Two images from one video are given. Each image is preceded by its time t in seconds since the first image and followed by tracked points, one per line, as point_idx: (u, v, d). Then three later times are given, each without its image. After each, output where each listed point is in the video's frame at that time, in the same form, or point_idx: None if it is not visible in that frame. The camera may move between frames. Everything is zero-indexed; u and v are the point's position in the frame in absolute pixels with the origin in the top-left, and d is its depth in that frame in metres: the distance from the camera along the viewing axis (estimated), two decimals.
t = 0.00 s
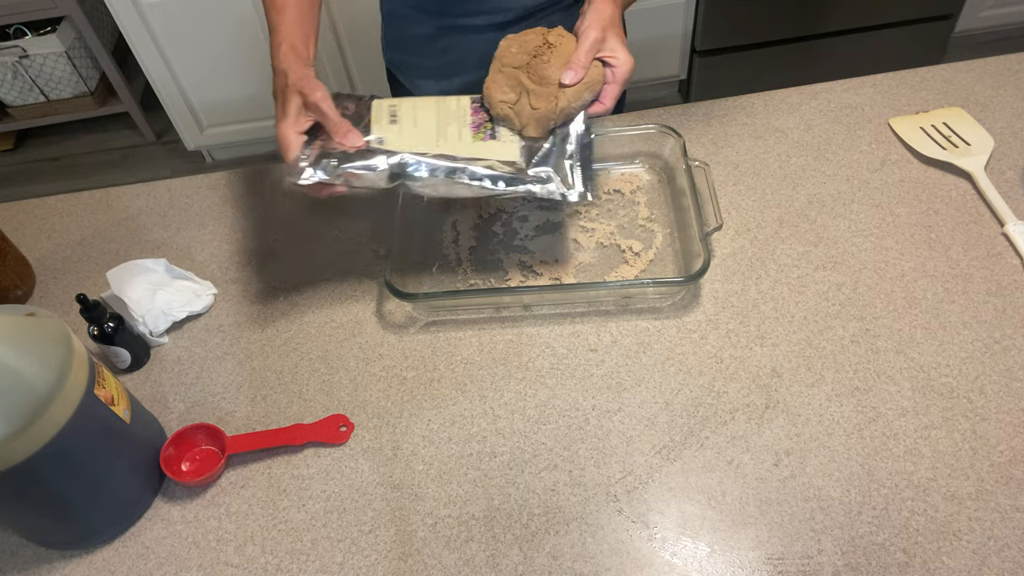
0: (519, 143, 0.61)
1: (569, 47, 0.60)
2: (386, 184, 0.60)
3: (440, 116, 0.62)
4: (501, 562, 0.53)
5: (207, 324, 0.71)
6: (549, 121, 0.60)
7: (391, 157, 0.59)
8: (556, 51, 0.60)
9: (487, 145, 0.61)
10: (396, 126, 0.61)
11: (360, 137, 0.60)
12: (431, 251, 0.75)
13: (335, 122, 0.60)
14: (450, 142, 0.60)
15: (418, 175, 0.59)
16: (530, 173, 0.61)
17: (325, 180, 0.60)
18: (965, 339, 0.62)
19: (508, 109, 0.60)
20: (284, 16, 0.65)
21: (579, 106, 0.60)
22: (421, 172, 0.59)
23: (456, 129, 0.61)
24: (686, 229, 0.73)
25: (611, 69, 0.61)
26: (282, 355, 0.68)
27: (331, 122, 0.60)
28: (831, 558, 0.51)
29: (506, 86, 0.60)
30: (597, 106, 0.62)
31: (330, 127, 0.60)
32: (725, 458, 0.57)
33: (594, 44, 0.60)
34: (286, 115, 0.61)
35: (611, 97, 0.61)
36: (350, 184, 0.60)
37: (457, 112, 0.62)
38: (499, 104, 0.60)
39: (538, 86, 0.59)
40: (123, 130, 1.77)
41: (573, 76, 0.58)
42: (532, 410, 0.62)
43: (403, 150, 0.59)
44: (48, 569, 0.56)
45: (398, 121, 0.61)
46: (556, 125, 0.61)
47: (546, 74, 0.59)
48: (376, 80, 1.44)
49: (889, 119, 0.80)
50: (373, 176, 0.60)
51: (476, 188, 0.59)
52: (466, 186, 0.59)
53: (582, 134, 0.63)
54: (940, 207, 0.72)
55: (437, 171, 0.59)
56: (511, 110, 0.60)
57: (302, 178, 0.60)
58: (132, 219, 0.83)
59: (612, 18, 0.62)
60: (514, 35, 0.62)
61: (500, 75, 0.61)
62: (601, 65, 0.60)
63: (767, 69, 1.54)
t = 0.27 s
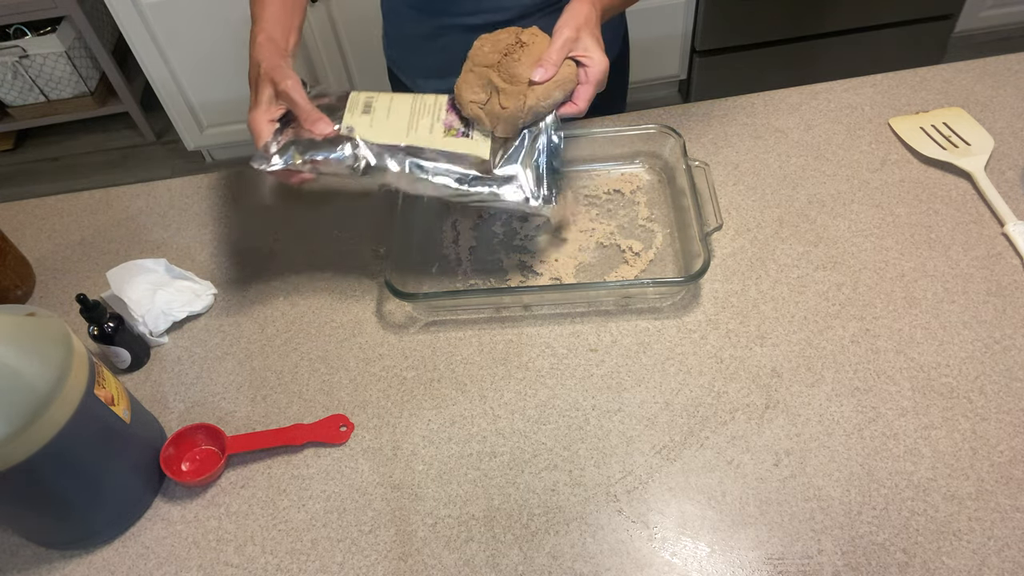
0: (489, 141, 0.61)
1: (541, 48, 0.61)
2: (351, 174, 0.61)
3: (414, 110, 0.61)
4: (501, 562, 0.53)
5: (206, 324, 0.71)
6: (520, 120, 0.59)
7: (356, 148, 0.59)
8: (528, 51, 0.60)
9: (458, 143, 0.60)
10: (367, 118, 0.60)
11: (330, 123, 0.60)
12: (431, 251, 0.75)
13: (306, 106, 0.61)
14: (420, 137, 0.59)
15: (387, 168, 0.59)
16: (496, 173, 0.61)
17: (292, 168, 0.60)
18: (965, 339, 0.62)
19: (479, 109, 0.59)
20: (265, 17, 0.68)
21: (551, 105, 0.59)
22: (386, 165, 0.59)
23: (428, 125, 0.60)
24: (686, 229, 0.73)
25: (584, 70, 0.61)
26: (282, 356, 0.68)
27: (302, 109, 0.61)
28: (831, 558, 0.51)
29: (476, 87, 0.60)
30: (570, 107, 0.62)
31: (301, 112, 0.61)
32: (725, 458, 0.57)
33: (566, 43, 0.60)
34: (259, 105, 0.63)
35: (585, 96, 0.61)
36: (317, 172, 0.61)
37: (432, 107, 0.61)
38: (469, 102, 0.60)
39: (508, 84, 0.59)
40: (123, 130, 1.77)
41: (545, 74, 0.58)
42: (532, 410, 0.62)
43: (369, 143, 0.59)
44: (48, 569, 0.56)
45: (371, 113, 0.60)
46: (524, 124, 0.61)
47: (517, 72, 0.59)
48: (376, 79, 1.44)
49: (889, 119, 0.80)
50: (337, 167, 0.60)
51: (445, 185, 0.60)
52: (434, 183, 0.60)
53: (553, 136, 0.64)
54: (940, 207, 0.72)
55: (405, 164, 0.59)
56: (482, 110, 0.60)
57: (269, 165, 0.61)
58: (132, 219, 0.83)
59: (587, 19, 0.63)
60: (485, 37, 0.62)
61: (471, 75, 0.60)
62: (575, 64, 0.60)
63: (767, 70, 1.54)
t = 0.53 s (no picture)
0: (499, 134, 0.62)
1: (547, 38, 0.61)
2: (364, 174, 0.60)
3: (423, 108, 0.61)
4: (501, 562, 0.53)
5: (207, 324, 0.71)
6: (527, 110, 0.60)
7: (367, 148, 0.59)
8: (533, 41, 0.61)
9: (468, 138, 0.60)
10: (377, 116, 0.61)
11: (341, 124, 0.60)
12: (431, 251, 0.75)
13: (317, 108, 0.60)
14: (431, 133, 0.60)
15: (398, 165, 0.59)
16: (505, 165, 0.61)
17: (305, 169, 0.60)
18: (965, 339, 0.62)
19: (486, 99, 0.60)
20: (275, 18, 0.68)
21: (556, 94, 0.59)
22: (398, 161, 0.59)
23: (438, 121, 0.61)
24: (686, 229, 0.73)
25: (589, 59, 0.61)
26: (282, 355, 0.68)
27: (313, 110, 0.60)
28: (831, 558, 0.51)
29: (483, 78, 0.61)
30: (576, 96, 0.62)
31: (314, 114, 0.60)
32: (725, 458, 0.57)
33: (571, 32, 0.60)
34: (270, 108, 0.63)
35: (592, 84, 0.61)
36: (330, 173, 0.61)
37: (439, 103, 0.62)
38: (476, 95, 0.60)
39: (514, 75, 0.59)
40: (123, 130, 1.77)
41: (550, 64, 0.58)
42: (532, 410, 0.62)
43: (381, 140, 0.59)
44: (48, 569, 0.56)
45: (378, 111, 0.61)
46: (531, 115, 0.61)
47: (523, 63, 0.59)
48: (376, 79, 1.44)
49: (889, 119, 0.81)
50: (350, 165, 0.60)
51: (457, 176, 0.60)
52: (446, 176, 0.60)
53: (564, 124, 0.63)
54: (939, 207, 0.72)
55: (416, 159, 0.59)
56: (488, 101, 0.60)
57: (282, 168, 0.60)
58: (132, 218, 0.83)
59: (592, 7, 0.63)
60: (491, 28, 0.63)
61: (478, 66, 0.61)
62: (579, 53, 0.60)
63: (767, 70, 1.54)
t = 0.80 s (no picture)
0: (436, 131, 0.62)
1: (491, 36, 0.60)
2: (298, 159, 0.62)
3: (364, 99, 0.63)
4: (501, 562, 0.53)
5: (206, 324, 0.71)
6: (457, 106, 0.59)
7: (300, 134, 0.61)
8: (475, 38, 0.60)
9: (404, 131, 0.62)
10: (317, 103, 0.62)
11: (278, 110, 0.62)
12: (431, 251, 0.75)
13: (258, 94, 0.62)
14: (369, 124, 0.61)
15: (327, 152, 0.61)
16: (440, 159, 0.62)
17: (237, 151, 0.62)
18: (965, 339, 0.62)
19: (421, 90, 0.60)
20: None
21: (487, 95, 0.58)
22: (328, 149, 0.61)
23: (377, 112, 0.62)
24: (686, 229, 0.73)
25: (527, 63, 0.59)
26: (282, 355, 0.68)
27: (252, 93, 0.62)
28: (831, 558, 0.51)
29: (423, 70, 0.61)
30: (510, 98, 0.60)
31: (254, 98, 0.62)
32: (725, 458, 0.57)
33: (511, 34, 0.59)
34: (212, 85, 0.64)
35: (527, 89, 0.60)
36: (263, 154, 0.62)
37: (381, 94, 0.63)
38: (414, 84, 0.61)
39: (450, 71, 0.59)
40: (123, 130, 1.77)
41: (483, 63, 0.58)
42: (532, 410, 0.62)
43: (313, 128, 0.61)
44: (48, 569, 0.56)
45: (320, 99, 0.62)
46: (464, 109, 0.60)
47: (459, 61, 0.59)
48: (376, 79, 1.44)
49: (889, 120, 0.81)
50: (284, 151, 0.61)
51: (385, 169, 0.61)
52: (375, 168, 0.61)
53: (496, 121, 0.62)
54: (939, 207, 0.72)
55: (345, 149, 0.61)
56: (424, 93, 0.60)
57: (214, 147, 0.62)
58: (132, 218, 0.83)
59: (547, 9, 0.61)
60: (444, 21, 0.62)
61: (421, 57, 0.61)
62: (517, 56, 0.59)
63: (767, 70, 1.54)
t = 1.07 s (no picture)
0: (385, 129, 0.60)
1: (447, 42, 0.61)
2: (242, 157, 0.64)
3: (316, 98, 0.63)
4: (501, 562, 0.53)
5: (206, 324, 0.71)
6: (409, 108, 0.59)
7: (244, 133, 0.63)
8: (430, 42, 0.61)
9: (346, 128, 0.60)
10: (268, 103, 0.64)
11: (227, 109, 0.65)
12: (430, 250, 0.75)
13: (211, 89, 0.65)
14: (314, 122, 0.61)
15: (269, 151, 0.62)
16: (383, 157, 0.60)
17: (183, 144, 0.65)
18: (965, 339, 0.62)
19: (373, 89, 0.60)
20: None
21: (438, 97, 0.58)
22: (269, 147, 0.62)
23: (324, 111, 0.61)
24: (686, 229, 0.73)
25: (481, 69, 0.60)
26: (282, 355, 0.68)
27: (205, 92, 0.65)
28: (831, 558, 0.51)
29: (378, 71, 0.61)
30: (461, 103, 0.60)
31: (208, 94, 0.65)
32: (725, 458, 0.57)
33: (465, 39, 0.59)
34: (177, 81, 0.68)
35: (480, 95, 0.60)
36: (208, 150, 0.65)
37: (331, 96, 0.63)
38: (368, 84, 0.60)
39: (402, 73, 0.59)
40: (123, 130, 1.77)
41: (435, 65, 0.58)
42: (532, 410, 0.62)
43: (257, 128, 0.62)
44: (48, 569, 0.56)
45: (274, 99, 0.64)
46: (414, 110, 0.60)
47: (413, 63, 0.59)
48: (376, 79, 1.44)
49: (889, 120, 0.81)
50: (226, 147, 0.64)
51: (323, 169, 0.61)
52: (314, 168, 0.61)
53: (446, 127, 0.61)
54: (939, 207, 0.72)
55: (285, 148, 0.61)
56: (377, 93, 0.60)
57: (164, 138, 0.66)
58: (132, 218, 0.83)
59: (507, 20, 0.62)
60: (406, 26, 0.64)
61: (378, 59, 0.62)
62: (471, 61, 0.59)
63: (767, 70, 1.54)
